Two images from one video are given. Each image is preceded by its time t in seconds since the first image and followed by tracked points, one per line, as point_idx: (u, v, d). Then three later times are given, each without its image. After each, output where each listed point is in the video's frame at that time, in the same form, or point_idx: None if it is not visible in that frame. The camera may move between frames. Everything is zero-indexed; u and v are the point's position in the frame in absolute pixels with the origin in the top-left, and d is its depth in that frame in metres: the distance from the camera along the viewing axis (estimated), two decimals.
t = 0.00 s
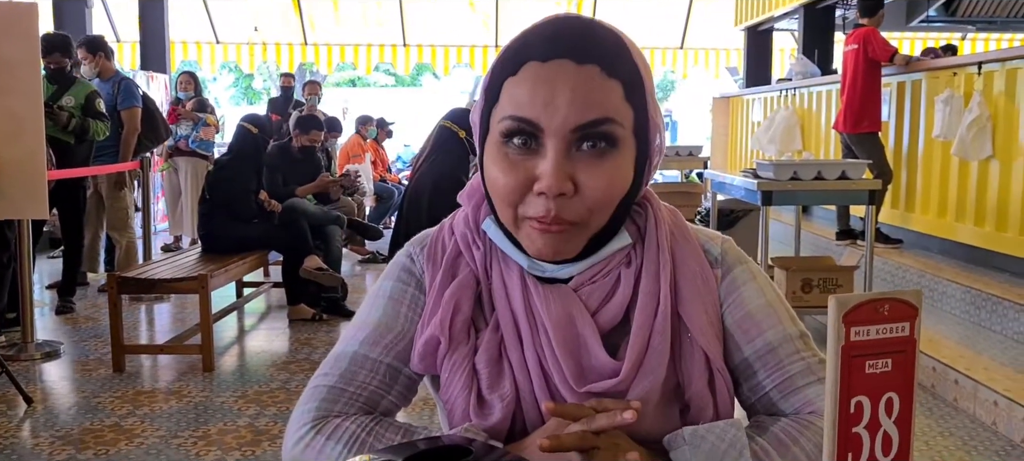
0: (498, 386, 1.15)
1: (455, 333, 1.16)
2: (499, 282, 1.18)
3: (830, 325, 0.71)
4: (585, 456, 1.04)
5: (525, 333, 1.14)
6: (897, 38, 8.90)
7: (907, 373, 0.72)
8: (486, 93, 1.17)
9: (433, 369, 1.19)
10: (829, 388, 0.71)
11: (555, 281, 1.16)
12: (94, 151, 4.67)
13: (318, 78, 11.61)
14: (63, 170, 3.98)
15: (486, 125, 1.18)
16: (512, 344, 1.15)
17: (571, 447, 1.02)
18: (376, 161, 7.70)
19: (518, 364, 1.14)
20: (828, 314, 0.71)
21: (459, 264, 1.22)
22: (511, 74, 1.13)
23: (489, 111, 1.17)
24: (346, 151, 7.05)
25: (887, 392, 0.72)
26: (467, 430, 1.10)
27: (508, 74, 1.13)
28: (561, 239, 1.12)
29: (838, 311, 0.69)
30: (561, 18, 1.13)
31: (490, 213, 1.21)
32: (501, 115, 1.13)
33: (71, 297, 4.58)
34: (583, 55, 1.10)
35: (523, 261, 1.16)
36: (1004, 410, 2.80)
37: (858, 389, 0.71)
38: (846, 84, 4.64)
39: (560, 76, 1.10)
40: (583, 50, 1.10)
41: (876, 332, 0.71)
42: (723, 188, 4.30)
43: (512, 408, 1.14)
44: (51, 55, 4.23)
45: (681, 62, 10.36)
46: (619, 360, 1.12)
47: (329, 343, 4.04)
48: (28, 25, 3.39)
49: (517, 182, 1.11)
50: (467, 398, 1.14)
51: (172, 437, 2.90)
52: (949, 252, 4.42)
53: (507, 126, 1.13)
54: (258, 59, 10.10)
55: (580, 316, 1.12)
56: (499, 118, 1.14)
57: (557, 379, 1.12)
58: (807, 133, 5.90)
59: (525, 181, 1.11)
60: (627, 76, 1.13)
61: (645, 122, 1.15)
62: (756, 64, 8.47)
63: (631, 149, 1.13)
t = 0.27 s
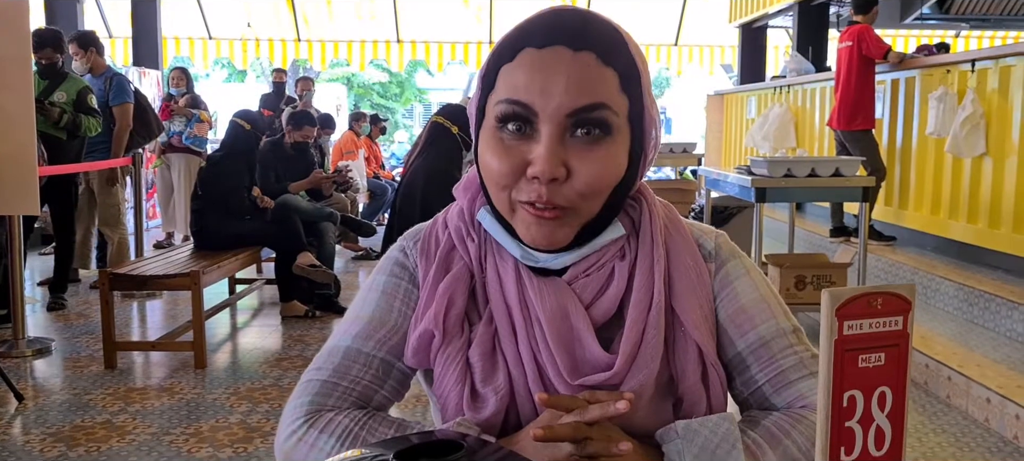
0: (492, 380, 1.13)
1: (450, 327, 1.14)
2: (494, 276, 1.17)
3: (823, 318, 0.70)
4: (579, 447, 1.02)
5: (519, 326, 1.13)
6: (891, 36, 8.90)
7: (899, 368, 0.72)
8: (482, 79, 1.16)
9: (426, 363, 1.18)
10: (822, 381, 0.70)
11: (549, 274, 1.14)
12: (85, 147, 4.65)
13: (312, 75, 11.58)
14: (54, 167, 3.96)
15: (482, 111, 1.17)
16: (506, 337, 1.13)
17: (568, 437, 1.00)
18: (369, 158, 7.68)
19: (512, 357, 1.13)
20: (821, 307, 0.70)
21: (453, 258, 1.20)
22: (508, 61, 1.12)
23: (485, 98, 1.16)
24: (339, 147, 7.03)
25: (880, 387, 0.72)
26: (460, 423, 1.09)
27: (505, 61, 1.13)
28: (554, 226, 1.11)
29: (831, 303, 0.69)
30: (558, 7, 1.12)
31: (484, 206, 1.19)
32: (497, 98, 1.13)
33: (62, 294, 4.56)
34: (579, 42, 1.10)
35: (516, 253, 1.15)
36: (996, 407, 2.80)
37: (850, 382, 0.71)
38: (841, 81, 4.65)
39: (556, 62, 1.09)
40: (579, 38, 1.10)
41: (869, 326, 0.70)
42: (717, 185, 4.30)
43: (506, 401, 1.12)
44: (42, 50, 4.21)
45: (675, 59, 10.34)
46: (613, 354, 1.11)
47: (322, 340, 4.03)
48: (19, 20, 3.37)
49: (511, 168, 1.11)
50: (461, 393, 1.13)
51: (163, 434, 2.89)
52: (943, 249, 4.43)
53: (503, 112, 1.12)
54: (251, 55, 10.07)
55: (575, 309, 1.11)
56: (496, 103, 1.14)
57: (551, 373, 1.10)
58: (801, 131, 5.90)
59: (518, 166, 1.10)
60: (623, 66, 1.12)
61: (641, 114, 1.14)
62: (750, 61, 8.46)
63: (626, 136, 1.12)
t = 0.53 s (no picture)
0: (490, 378, 1.13)
1: (448, 326, 1.14)
2: (492, 275, 1.16)
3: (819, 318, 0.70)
4: (575, 441, 1.02)
5: (517, 325, 1.12)
6: (887, 36, 8.92)
7: (895, 366, 0.72)
8: (486, 77, 1.15)
9: (424, 362, 1.17)
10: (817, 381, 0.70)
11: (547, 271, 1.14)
12: (81, 146, 4.64)
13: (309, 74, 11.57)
14: (51, 166, 3.96)
15: (483, 109, 1.16)
16: (504, 335, 1.13)
17: (565, 432, 1.00)
18: (366, 157, 7.68)
19: (510, 356, 1.13)
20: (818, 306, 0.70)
21: (451, 257, 1.19)
22: (511, 61, 1.11)
23: (487, 97, 1.15)
24: (336, 146, 7.03)
25: (875, 385, 0.72)
26: (458, 422, 1.08)
27: (507, 61, 1.12)
28: (558, 228, 1.11)
29: (827, 303, 0.69)
30: (561, 7, 1.11)
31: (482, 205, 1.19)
32: (501, 100, 1.12)
33: (59, 293, 4.55)
34: (584, 43, 1.09)
35: (516, 252, 1.14)
36: (992, 407, 2.81)
37: (847, 381, 0.71)
38: (837, 80, 4.65)
39: (560, 63, 1.08)
40: (583, 38, 1.09)
41: (865, 325, 0.70)
42: (714, 184, 4.30)
43: (504, 400, 1.12)
44: (38, 49, 4.20)
45: (672, 59, 10.35)
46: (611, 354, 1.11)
47: (319, 339, 4.03)
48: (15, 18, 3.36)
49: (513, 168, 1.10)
50: (459, 392, 1.12)
51: (160, 434, 2.88)
52: (939, 249, 4.44)
53: (504, 112, 1.11)
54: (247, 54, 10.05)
55: (573, 307, 1.11)
56: (497, 104, 1.12)
57: (549, 372, 1.10)
58: (798, 130, 5.91)
59: (523, 167, 1.09)
60: (626, 66, 1.12)
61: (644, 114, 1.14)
62: (747, 61, 8.47)
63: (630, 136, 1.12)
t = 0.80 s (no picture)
0: (488, 375, 1.12)
1: (446, 323, 1.13)
2: (490, 272, 1.16)
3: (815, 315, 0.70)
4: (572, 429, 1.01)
5: (515, 322, 1.12)
6: (883, 34, 8.93)
7: (891, 364, 0.72)
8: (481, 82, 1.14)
9: (423, 359, 1.17)
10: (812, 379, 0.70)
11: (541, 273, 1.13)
12: (77, 144, 4.65)
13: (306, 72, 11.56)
14: (48, 163, 3.96)
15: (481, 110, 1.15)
16: (502, 333, 1.12)
17: (562, 418, 0.98)
18: (363, 155, 7.68)
19: (508, 353, 1.12)
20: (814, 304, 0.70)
21: (449, 254, 1.19)
22: (506, 66, 1.10)
23: (484, 100, 1.14)
24: (333, 144, 7.02)
25: (870, 383, 0.72)
26: (455, 420, 1.08)
27: (503, 66, 1.11)
28: (550, 235, 1.09)
29: (823, 301, 0.69)
30: (559, 9, 1.10)
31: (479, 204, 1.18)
32: (494, 106, 1.10)
33: (54, 291, 4.55)
34: (577, 49, 1.07)
35: (511, 252, 1.13)
36: (988, 404, 2.81)
37: (842, 380, 0.71)
38: (834, 79, 4.66)
39: (554, 69, 1.07)
40: (578, 44, 1.08)
41: (860, 324, 0.70)
42: (710, 182, 4.31)
43: (502, 398, 1.11)
44: (34, 47, 4.20)
45: (669, 57, 10.36)
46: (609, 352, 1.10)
47: (315, 337, 4.03)
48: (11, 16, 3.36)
49: (505, 175, 1.09)
50: (457, 389, 1.12)
51: (156, 432, 2.88)
52: (935, 248, 4.45)
53: (497, 119, 1.10)
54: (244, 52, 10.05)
55: (571, 305, 1.10)
56: (492, 108, 1.11)
57: (546, 370, 1.09)
58: (794, 129, 5.92)
59: (513, 174, 1.08)
60: (622, 73, 1.10)
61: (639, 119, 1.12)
62: (743, 60, 8.48)
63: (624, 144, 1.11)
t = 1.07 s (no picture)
0: (482, 376, 1.11)
1: (440, 322, 1.12)
2: (484, 273, 1.14)
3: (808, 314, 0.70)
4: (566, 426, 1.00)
5: (509, 324, 1.10)
6: (880, 33, 8.94)
7: (883, 362, 0.72)
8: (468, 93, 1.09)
9: (417, 359, 1.15)
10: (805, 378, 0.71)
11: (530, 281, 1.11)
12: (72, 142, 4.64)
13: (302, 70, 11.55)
14: (42, 161, 3.95)
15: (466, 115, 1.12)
16: (495, 333, 1.11)
17: (557, 414, 0.99)
18: (359, 153, 7.67)
19: (500, 353, 1.11)
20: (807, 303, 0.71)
21: (444, 253, 1.17)
22: (485, 84, 1.05)
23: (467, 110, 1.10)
24: (329, 142, 7.01)
25: (864, 381, 0.72)
26: (449, 418, 1.06)
27: (482, 82, 1.06)
28: (519, 256, 1.06)
29: (816, 298, 0.69)
30: (557, 20, 1.05)
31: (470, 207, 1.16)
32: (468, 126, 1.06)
33: (50, 289, 4.54)
34: (555, 75, 1.01)
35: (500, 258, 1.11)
36: (983, 403, 2.82)
37: (836, 378, 0.71)
38: (831, 77, 4.66)
39: (529, 93, 1.01)
40: (563, 66, 1.02)
41: (854, 322, 0.71)
42: (707, 181, 4.31)
43: (495, 398, 1.10)
44: (30, 44, 4.20)
45: (666, 55, 10.36)
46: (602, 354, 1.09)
47: (311, 335, 4.03)
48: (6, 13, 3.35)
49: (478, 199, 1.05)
50: (452, 389, 1.10)
51: (151, 430, 2.88)
52: (930, 246, 4.46)
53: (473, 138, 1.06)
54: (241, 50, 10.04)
55: (559, 311, 1.09)
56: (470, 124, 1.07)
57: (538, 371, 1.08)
58: (790, 127, 5.92)
59: (487, 190, 1.04)
60: (605, 101, 1.04)
61: (621, 149, 1.06)
62: (739, 58, 8.49)
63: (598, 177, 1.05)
